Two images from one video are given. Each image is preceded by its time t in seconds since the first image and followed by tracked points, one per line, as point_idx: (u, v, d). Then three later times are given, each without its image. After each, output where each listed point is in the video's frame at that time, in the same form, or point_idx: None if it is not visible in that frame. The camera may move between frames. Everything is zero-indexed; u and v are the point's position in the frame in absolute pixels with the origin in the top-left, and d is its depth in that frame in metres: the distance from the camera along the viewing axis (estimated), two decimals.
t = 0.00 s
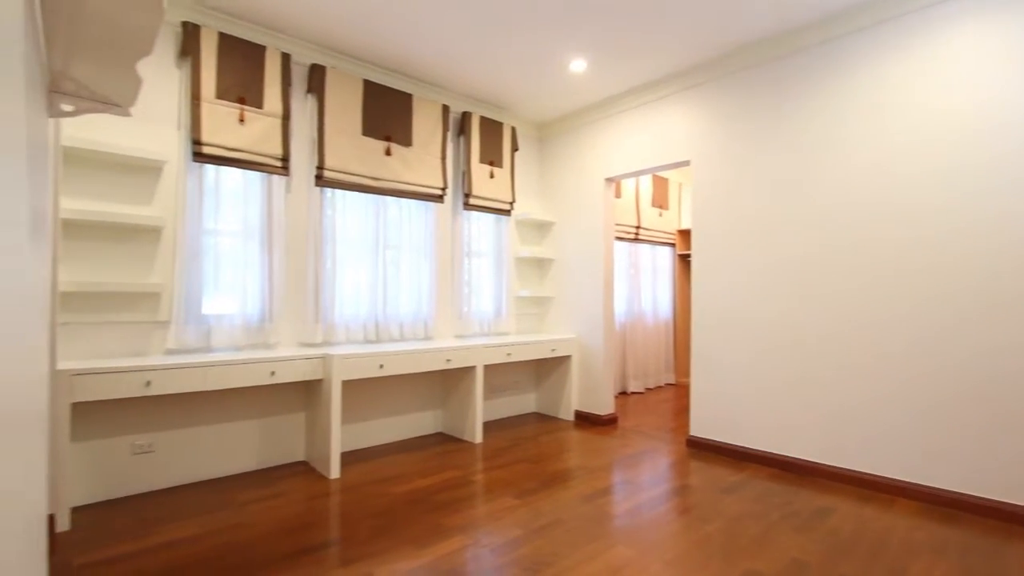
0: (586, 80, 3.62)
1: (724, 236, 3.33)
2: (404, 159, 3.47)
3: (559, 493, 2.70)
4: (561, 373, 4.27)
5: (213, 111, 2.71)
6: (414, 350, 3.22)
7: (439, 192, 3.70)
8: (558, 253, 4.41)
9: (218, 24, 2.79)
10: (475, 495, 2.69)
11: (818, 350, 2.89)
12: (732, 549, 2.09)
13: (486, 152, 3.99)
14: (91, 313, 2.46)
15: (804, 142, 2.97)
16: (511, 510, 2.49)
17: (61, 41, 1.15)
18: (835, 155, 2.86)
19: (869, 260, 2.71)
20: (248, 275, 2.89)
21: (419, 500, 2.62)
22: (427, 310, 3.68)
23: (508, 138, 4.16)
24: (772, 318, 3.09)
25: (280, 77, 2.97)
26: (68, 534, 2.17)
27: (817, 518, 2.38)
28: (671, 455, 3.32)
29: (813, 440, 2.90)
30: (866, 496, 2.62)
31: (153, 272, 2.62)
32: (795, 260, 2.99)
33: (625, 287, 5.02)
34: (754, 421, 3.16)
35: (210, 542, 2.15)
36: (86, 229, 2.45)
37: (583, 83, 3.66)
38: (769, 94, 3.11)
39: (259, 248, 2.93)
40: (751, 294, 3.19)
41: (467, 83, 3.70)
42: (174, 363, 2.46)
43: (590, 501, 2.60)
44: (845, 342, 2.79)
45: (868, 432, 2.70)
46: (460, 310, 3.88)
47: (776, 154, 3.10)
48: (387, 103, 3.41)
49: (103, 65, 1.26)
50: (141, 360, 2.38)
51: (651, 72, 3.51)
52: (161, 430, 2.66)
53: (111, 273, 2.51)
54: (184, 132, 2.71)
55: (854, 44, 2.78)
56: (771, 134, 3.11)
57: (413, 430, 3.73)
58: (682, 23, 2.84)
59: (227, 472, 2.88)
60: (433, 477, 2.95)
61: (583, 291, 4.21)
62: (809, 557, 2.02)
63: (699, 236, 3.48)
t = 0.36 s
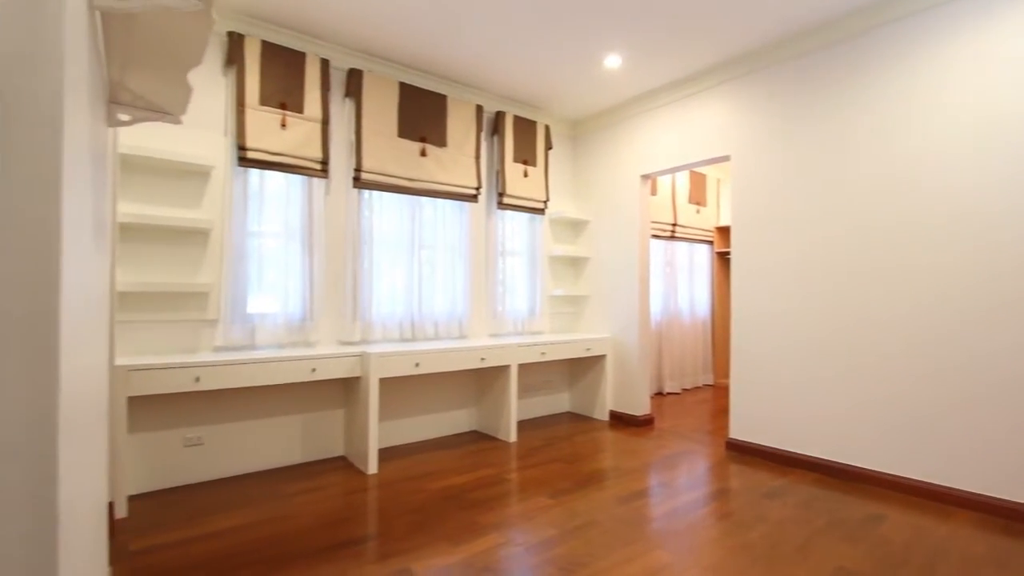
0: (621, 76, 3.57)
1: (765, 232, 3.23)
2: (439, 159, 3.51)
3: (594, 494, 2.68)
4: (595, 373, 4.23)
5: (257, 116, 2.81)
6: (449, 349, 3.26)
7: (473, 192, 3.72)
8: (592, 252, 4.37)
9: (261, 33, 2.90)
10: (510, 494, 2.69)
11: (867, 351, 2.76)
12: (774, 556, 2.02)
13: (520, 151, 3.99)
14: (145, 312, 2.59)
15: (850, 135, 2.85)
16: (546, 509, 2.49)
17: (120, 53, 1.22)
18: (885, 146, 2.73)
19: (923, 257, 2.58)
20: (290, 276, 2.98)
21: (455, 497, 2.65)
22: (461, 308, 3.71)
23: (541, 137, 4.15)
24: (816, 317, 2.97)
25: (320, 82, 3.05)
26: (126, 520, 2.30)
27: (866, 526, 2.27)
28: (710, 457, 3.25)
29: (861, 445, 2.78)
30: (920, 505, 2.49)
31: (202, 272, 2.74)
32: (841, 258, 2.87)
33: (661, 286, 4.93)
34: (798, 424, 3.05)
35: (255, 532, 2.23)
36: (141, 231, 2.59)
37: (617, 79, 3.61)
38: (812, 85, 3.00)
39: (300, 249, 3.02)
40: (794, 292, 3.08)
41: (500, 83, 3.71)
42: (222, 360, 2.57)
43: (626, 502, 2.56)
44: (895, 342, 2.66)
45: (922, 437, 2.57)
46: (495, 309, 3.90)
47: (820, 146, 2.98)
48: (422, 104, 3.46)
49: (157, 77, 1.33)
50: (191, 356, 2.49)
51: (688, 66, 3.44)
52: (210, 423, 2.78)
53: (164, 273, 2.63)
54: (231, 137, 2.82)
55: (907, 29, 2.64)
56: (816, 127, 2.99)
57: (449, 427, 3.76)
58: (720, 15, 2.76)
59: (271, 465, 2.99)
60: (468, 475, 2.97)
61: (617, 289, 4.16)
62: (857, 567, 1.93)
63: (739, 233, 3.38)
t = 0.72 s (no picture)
0: (657, 70, 3.50)
1: (810, 228, 3.10)
2: (474, 159, 3.54)
3: (630, 495, 2.65)
4: (632, 372, 4.18)
5: (299, 121, 2.90)
6: (484, 347, 3.28)
7: (508, 191, 3.73)
8: (628, 250, 4.31)
9: (302, 40, 2.99)
10: (545, 493, 2.69)
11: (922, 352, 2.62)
12: (820, 564, 1.95)
13: (554, 149, 3.97)
14: (196, 311, 2.71)
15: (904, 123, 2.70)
16: (582, 509, 2.47)
17: (173, 62, 1.28)
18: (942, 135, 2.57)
19: (984, 253, 2.42)
20: (330, 275, 3.07)
21: (490, 494, 2.67)
22: (496, 307, 3.73)
23: (576, 134, 4.11)
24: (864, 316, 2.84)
25: (358, 85, 3.11)
26: (180, 509, 2.41)
27: (921, 537, 2.16)
28: (751, 460, 3.15)
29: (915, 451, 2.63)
30: (981, 516, 2.35)
31: (248, 272, 2.85)
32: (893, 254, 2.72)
33: (698, 284, 4.82)
34: (846, 428, 2.92)
35: (300, 523, 2.31)
36: (192, 234, 2.71)
37: (654, 73, 3.54)
38: (861, 73, 2.86)
39: (340, 249, 3.10)
40: (842, 290, 2.95)
41: (535, 81, 3.69)
42: (267, 357, 2.66)
43: (662, 504, 2.52)
44: (950, 342, 2.52)
45: (984, 445, 2.41)
46: (529, 308, 3.90)
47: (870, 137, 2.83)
48: (457, 104, 3.49)
49: (206, 84, 1.38)
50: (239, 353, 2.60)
51: (727, 58, 3.34)
52: (256, 418, 2.89)
53: (212, 273, 2.75)
54: (274, 142, 2.91)
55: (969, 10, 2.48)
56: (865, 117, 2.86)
57: (484, 425, 3.79)
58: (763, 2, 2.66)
59: (313, 459, 3.08)
60: (503, 473, 2.98)
61: (654, 288, 4.09)
62: None
63: (782, 229, 3.27)
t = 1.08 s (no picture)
0: (696, 63, 3.41)
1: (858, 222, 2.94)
2: (509, 157, 3.55)
3: (668, 497, 2.60)
4: (670, 372, 4.10)
5: (338, 124, 2.97)
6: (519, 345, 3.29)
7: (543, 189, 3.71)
8: (665, 247, 4.23)
9: (341, 45, 3.06)
10: (581, 492, 2.68)
11: (985, 354, 2.46)
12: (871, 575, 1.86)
13: (590, 146, 3.93)
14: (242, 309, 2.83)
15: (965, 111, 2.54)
16: (619, 510, 2.45)
17: (223, 69, 1.33)
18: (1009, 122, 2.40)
19: None
20: (368, 275, 3.13)
21: (526, 492, 2.67)
22: (531, 305, 3.73)
23: (612, 130, 4.06)
24: (920, 315, 2.69)
25: (395, 87, 3.17)
26: (229, 499, 2.52)
27: (983, 549, 2.04)
28: (796, 464, 3.04)
29: (977, 459, 2.48)
30: None
31: (291, 272, 2.94)
32: (952, 249, 2.57)
33: (739, 280, 4.68)
34: (898, 432, 2.78)
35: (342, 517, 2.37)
36: (238, 235, 2.82)
37: (693, 66, 3.46)
38: (915, 59, 2.71)
39: (378, 249, 3.16)
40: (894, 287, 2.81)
41: (570, 78, 3.67)
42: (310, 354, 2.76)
43: (702, 507, 2.46)
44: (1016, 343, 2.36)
45: None
46: (565, 306, 3.88)
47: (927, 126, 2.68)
48: (492, 103, 3.50)
49: (254, 91, 1.44)
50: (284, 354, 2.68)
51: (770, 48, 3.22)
52: (299, 412, 2.99)
53: (258, 273, 2.86)
54: (315, 145, 3.00)
55: None
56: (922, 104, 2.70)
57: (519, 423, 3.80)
58: None
59: (353, 454, 3.16)
60: (538, 471, 2.98)
61: (693, 286, 4.00)
62: None
63: (828, 223, 3.13)
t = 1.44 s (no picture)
0: (737, 53, 3.32)
1: (912, 215, 2.73)
2: (544, 155, 3.54)
3: (705, 498, 2.54)
4: (709, 370, 4.01)
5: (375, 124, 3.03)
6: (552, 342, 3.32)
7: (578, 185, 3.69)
8: (706, 243, 4.10)
9: (378, 46, 3.10)
10: (617, 491, 2.65)
11: None
12: None
13: (626, 140, 3.87)
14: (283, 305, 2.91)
15: None
16: (655, 511, 2.41)
17: (268, 73, 1.37)
18: None
19: None
20: (404, 274, 3.11)
21: (560, 490, 2.67)
22: (566, 303, 3.67)
23: (649, 124, 3.98)
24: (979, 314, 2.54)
25: (431, 87, 3.21)
26: (274, 487, 2.62)
27: None
28: (843, 469, 2.92)
29: None
30: None
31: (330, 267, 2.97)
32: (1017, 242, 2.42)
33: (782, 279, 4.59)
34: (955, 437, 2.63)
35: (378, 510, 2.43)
36: (278, 235, 2.89)
37: (734, 57, 3.36)
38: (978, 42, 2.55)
39: (414, 247, 3.19)
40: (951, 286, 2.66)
41: (605, 72, 3.60)
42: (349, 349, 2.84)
43: (741, 510, 2.40)
44: None
45: None
46: (601, 303, 3.73)
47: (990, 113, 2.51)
48: (527, 100, 3.49)
49: (296, 94, 1.48)
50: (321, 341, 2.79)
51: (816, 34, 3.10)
52: (338, 406, 3.06)
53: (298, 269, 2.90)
54: (355, 145, 3.06)
55: None
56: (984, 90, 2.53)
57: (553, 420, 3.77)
58: None
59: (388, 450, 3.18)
60: (572, 470, 2.95)
61: (734, 282, 3.96)
62: None
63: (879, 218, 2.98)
